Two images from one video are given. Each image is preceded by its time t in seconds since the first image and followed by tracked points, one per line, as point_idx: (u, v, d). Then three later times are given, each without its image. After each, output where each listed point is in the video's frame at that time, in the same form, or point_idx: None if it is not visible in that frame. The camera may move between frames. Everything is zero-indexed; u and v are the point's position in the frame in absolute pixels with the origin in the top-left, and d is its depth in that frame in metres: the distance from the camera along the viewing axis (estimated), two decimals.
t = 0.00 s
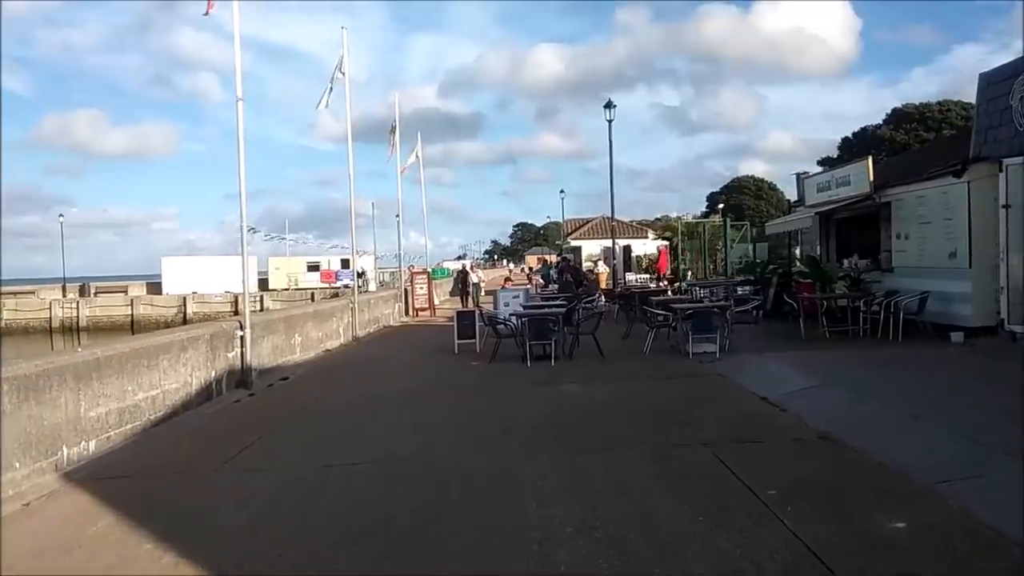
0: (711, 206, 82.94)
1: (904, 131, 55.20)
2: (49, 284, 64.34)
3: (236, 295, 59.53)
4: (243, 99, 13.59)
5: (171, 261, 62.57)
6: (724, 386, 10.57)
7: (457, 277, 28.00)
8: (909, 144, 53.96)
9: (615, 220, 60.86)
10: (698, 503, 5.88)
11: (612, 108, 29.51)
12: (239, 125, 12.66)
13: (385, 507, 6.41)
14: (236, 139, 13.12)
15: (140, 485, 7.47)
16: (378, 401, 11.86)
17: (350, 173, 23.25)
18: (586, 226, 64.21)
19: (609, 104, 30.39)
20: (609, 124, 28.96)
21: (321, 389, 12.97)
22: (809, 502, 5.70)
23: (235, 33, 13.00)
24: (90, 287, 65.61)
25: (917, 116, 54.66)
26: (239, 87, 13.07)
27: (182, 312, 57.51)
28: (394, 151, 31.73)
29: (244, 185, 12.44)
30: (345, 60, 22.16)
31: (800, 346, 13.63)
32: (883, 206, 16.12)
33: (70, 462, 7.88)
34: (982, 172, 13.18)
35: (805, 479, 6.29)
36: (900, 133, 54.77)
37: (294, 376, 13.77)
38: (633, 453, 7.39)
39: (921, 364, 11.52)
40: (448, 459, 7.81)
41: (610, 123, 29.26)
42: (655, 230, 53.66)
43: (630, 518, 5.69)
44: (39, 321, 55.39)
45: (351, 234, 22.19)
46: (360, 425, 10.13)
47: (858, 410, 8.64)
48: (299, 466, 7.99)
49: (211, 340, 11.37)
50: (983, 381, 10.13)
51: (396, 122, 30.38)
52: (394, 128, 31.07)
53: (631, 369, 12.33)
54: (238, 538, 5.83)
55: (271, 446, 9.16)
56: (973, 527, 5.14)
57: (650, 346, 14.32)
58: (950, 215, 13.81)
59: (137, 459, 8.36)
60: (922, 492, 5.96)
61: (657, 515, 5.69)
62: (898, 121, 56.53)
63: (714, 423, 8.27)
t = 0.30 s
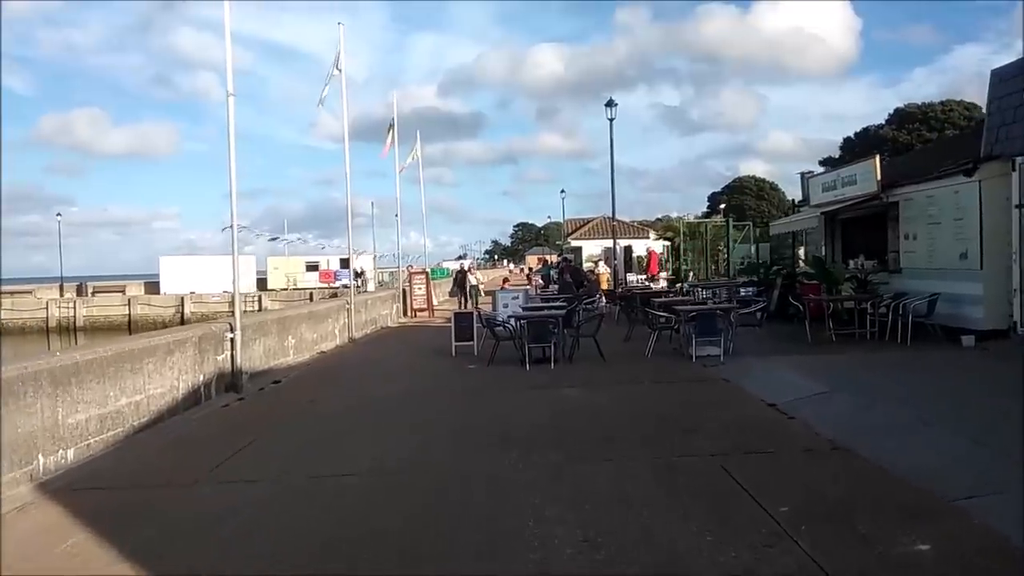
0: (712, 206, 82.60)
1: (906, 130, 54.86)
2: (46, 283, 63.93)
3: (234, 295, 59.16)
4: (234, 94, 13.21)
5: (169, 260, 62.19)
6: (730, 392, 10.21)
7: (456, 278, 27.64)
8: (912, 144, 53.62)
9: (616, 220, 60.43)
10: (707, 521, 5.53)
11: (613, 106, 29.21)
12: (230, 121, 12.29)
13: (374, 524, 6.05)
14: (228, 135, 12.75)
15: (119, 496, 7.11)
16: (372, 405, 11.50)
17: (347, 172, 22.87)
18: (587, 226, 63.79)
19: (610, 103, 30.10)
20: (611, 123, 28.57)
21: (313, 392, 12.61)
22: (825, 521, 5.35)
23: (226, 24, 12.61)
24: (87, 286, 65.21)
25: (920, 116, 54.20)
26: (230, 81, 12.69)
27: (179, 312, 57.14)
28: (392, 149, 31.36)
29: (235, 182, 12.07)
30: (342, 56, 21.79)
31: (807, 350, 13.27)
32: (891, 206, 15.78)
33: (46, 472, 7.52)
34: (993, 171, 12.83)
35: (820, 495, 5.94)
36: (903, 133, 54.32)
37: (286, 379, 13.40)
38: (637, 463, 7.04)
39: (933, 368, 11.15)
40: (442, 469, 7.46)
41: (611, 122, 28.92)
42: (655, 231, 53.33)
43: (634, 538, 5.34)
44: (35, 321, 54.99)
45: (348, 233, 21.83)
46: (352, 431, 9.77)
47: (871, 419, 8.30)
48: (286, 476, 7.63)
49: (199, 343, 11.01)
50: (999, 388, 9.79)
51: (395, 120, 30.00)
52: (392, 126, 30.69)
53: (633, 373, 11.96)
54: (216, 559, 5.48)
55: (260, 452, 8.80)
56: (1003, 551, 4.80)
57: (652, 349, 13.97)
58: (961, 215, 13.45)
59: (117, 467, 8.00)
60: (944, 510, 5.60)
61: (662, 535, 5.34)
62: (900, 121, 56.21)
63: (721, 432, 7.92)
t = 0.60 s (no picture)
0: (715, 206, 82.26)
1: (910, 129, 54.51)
2: (46, 284, 63.69)
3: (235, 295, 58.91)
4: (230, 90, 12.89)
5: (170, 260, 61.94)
6: (739, 396, 9.92)
7: (457, 278, 27.34)
8: (916, 143, 53.28)
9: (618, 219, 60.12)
10: (720, 537, 5.25)
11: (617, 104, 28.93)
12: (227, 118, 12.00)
13: (368, 537, 5.77)
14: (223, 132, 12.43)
15: (105, 506, 6.84)
16: (370, 408, 11.22)
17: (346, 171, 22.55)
18: (589, 226, 63.46)
19: (614, 100, 29.82)
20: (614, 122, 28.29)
21: (311, 395, 12.33)
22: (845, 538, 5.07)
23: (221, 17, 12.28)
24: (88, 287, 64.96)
25: (924, 116, 53.82)
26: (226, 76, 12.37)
27: (180, 313, 56.89)
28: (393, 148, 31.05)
29: (231, 180, 11.77)
30: (342, 53, 21.47)
31: (815, 351, 12.97)
32: (900, 204, 15.47)
33: (30, 480, 7.25)
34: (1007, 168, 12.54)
35: (839, 509, 5.66)
36: (907, 132, 53.92)
37: (283, 381, 13.12)
38: (645, 472, 6.75)
39: (945, 369, 10.89)
40: (442, 476, 7.17)
41: (614, 120, 28.63)
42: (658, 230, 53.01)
43: (644, 554, 5.06)
44: (36, 322, 54.76)
45: (348, 233, 21.52)
46: (349, 435, 9.50)
47: (886, 425, 8.02)
48: (279, 484, 7.34)
49: (193, 345, 10.74)
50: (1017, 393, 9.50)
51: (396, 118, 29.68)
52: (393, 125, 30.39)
53: (638, 376, 11.67)
54: None
55: (254, 458, 8.53)
56: None
57: (657, 351, 13.67)
58: (973, 214, 13.15)
59: (104, 475, 7.72)
60: (970, 525, 5.32)
61: (673, 552, 5.06)
62: (904, 120, 55.86)
63: (732, 438, 7.63)
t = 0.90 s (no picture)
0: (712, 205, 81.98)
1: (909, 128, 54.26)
2: (40, 285, 63.22)
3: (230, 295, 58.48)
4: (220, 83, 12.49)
5: (164, 259, 61.45)
6: (746, 400, 9.58)
7: (454, 277, 26.96)
8: (915, 142, 53.02)
9: (616, 219, 59.74)
10: (735, 557, 4.91)
11: (615, 102, 28.59)
12: (215, 113, 11.61)
13: (360, 553, 5.43)
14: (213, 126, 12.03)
15: (83, 518, 6.48)
16: (364, 411, 10.86)
17: (340, 168, 22.13)
18: (586, 225, 63.10)
19: (612, 98, 29.50)
20: (613, 119, 27.92)
21: (303, 398, 11.97)
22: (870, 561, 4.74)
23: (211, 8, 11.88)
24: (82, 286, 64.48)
25: (923, 114, 53.52)
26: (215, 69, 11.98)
27: (175, 312, 56.47)
28: (389, 145, 30.66)
29: (220, 177, 11.39)
30: (336, 48, 21.07)
31: (822, 353, 12.63)
32: (907, 202, 15.15)
33: (5, 490, 6.89)
34: (1019, 165, 12.20)
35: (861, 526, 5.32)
36: (906, 130, 53.61)
37: (275, 384, 12.75)
38: (652, 483, 6.40)
39: (958, 372, 10.54)
40: (438, 484, 6.83)
41: (613, 117, 28.30)
42: (656, 229, 52.68)
43: None
44: (29, 321, 54.37)
45: (342, 231, 21.13)
46: (340, 441, 9.14)
47: (901, 432, 7.69)
48: (266, 493, 6.98)
49: (180, 347, 10.38)
50: None
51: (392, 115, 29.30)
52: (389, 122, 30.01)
53: (640, 379, 11.32)
54: None
55: (241, 465, 8.17)
56: None
57: (659, 353, 13.33)
58: (983, 212, 12.82)
59: (84, 484, 7.36)
60: (1002, 544, 4.99)
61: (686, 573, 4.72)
62: (903, 119, 55.59)
63: (741, 445, 7.29)
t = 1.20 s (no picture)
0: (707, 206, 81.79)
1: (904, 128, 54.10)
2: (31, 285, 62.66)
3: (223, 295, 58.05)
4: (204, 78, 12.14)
5: (157, 258, 60.80)
6: (747, 405, 9.29)
7: (448, 278, 26.63)
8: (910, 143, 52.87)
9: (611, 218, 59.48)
10: None
11: (611, 101, 28.30)
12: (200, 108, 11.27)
13: (342, 571, 5.12)
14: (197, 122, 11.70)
15: (52, 531, 6.17)
16: (353, 416, 10.56)
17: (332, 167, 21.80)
18: (581, 224, 62.83)
19: (607, 96, 29.22)
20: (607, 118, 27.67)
21: (290, 401, 11.66)
22: None
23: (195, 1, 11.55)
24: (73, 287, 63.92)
25: (917, 113, 53.40)
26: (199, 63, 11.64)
27: (167, 313, 56.02)
28: (382, 144, 30.30)
29: (204, 174, 11.06)
30: (327, 45, 20.74)
31: (823, 356, 12.35)
32: (908, 201, 14.89)
33: None
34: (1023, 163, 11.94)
35: (873, 542, 5.04)
36: (901, 130, 53.44)
37: (262, 387, 12.42)
38: (652, 494, 6.11)
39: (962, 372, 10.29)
40: (427, 494, 6.53)
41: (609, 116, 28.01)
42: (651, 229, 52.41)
43: None
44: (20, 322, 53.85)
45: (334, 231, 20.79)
46: (326, 448, 8.83)
47: (909, 438, 7.41)
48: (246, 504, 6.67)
49: (163, 349, 10.07)
50: None
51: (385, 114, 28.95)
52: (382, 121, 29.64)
53: (638, 382, 11.04)
54: None
55: (222, 473, 7.85)
56: None
57: (656, 355, 13.04)
58: (987, 211, 12.57)
59: (57, 493, 7.05)
60: None
61: None
62: (898, 119, 55.44)
63: (744, 453, 7.01)
